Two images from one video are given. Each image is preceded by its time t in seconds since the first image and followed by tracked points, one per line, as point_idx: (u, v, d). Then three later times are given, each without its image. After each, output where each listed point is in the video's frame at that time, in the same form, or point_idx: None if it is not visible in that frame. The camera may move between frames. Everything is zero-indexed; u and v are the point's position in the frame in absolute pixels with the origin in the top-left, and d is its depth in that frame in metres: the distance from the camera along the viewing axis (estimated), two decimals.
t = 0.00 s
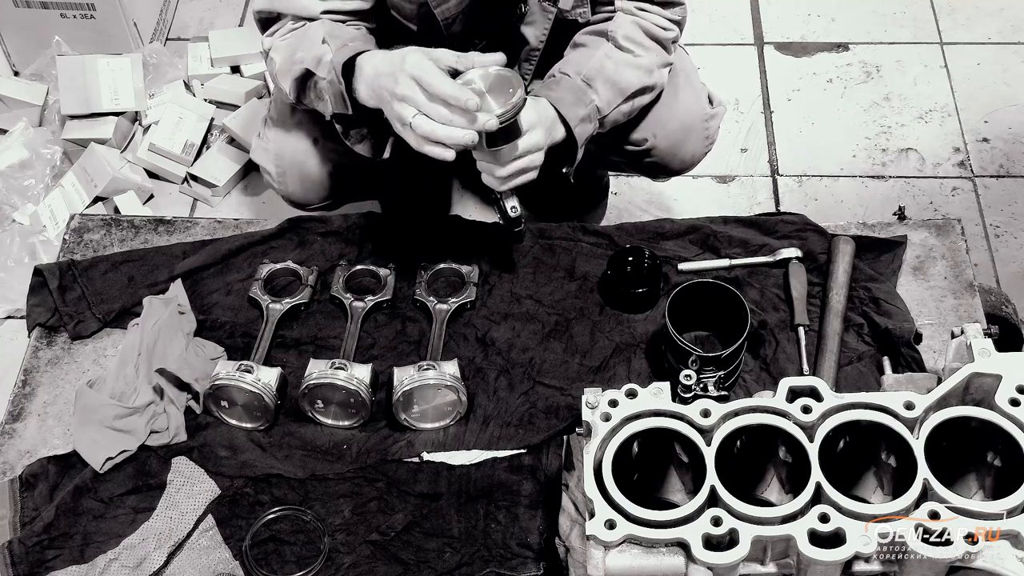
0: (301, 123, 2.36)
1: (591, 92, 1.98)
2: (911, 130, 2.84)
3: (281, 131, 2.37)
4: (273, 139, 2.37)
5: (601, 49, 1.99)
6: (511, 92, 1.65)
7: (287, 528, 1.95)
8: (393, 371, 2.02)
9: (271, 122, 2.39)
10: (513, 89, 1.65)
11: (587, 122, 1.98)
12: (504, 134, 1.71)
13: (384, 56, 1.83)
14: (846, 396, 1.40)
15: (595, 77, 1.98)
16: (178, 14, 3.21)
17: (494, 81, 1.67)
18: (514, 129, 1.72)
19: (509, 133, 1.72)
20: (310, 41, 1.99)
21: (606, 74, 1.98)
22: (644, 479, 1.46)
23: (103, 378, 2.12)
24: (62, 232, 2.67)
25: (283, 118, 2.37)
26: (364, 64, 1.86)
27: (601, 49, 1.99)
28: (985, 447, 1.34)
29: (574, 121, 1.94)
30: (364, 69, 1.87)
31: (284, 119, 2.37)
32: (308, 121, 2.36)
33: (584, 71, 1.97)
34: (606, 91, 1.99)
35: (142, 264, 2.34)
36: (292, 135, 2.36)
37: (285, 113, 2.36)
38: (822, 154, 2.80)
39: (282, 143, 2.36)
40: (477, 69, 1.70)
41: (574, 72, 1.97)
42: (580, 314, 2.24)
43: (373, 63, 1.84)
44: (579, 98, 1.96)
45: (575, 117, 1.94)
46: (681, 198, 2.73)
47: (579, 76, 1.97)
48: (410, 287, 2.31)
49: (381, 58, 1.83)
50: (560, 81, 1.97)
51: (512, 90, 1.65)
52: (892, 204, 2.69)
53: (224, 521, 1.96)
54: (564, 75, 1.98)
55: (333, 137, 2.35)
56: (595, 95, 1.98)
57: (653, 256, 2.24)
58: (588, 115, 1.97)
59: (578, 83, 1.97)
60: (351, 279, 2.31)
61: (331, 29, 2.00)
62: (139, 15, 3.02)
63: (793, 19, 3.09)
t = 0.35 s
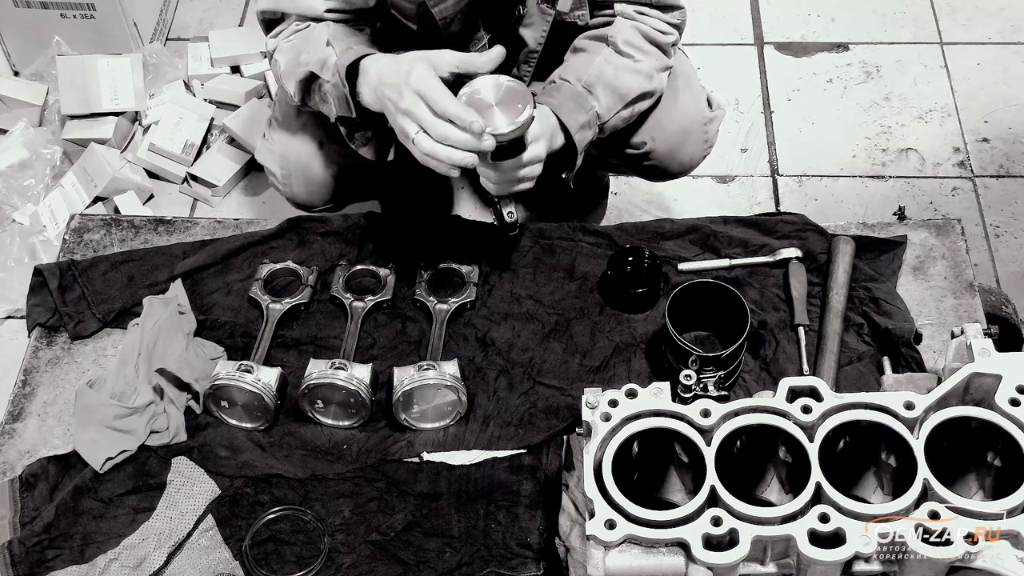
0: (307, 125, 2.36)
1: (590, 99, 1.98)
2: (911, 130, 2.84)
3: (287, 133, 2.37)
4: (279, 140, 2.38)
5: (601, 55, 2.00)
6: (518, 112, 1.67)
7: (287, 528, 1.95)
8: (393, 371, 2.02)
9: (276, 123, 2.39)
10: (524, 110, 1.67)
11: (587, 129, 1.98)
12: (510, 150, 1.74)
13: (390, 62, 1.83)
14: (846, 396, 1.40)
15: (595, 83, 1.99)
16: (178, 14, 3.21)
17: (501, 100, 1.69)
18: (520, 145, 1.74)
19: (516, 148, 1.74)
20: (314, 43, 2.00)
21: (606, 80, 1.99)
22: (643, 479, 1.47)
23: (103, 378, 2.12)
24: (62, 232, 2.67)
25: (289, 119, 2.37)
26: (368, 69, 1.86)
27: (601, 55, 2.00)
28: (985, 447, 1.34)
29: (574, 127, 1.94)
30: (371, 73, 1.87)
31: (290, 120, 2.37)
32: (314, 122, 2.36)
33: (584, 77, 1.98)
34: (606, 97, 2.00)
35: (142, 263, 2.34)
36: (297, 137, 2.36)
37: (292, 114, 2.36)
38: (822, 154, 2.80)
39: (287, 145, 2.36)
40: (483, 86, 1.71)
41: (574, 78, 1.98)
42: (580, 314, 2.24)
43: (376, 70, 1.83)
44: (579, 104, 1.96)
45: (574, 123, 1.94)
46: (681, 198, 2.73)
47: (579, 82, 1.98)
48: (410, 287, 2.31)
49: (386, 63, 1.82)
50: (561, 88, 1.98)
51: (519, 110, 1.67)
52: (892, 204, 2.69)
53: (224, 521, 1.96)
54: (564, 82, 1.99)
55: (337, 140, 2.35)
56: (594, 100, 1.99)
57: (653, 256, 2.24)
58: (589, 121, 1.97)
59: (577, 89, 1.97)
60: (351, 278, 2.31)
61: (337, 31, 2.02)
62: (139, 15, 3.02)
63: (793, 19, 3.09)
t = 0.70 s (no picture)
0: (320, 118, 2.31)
1: (594, 123, 1.98)
2: (911, 131, 2.84)
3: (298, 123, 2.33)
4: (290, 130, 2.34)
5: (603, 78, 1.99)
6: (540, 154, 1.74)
7: (287, 528, 1.95)
8: (393, 371, 2.02)
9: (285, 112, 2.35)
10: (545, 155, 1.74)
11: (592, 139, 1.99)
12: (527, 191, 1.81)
13: (416, 17, 1.79)
14: (846, 396, 1.40)
15: (599, 107, 1.98)
16: (178, 14, 3.20)
17: (525, 141, 1.75)
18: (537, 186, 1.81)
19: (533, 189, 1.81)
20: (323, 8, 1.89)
21: (609, 104, 1.99)
22: (643, 479, 1.47)
23: (103, 378, 2.12)
24: (62, 232, 2.67)
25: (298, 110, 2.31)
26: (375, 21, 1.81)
27: (603, 78, 1.99)
28: (985, 447, 1.35)
29: (576, 152, 1.94)
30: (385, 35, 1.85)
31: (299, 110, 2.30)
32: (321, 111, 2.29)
33: (588, 100, 1.97)
34: (608, 121, 2.00)
35: (142, 263, 2.34)
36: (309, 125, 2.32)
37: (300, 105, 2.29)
38: (822, 154, 2.80)
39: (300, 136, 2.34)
40: (510, 124, 1.77)
41: (577, 102, 1.97)
42: (580, 314, 2.24)
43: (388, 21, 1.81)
44: (582, 129, 1.96)
45: (577, 149, 1.94)
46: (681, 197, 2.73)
47: (583, 106, 1.97)
48: (410, 287, 2.31)
49: None
50: (564, 111, 1.96)
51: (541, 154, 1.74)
52: (892, 204, 2.69)
53: (224, 521, 1.96)
54: (566, 105, 1.97)
55: (346, 136, 2.33)
56: (596, 125, 1.98)
57: (653, 256, 2.24)
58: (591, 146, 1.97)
59: (581, 113, 1.96)
60: (351, 279, 2.31)
61: None
62: (139, 15, 3.02)
63: (793, 19, 3.09)
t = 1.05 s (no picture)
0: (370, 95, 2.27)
1: (622, 120, 1.97)
2: (911, 131, 2.84)
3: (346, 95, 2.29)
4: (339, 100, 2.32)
5: (635, 78, 1.99)
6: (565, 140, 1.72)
7: (287, 528, 1.95)
8: (393, 371, 2.02)
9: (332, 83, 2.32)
10: (568, 137, 1.72)
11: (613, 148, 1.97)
12: (549, 175, 1.80)
13: None
14: (846, 396, 1.40)
15: (629, 106, 1.98)
16: (178, 14, 3.20)
17: (551, 125, 1.74)
18: (559, 172, 1.80)
19: (556, 174, 1.81)
20: None
21: (639, 105, 1.98)
22: (644, 479, 1.47)
23: (103, 378, 2.12)
24: (62, 232, 2.67)
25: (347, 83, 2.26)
26: None
27: (635, 78, 1.99)
28: (985, 447, 1.35)
29: (604, 147, 1.92)
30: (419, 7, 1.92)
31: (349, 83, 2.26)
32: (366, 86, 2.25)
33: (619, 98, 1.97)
34: (635, 121, 1.99)
35: (142, 263, 2.34)
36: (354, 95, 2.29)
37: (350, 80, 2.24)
38: (822, 154, 2.81)
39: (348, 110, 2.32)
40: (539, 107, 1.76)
41: (609, 99, 1.97)
42: (580, 314, 2.24)
43: None
44: (610, 125, 1.94)
45: (604, 144, 1.92)
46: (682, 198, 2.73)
47: (613, 103, 1.97)
48: (410, 287, 2.31)
49: None
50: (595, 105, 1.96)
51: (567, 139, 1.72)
52: (892, 204, 2.69)
53: (224, 521, 1.96)
54: (602, 100, 1.97)
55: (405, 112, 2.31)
56: (624, 123, 1.98)
57: (653, 256, 2.24)
58: (616, 143, 1.96)
59: (611, 110, 1.96)
60: (351, 278, 2.31)
61: None
62: (139, 15, 3.02)
63: (793, 19, 3.09)
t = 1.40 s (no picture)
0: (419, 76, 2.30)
1: (630, 124, 1.97)
2: (911, 131, 2.84)
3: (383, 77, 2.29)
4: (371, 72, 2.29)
5: (645, 83, 2.00)
6: (576, 157, 1.75)
7: (287, 528, 1.95)
8: (393, 371, 2.02)
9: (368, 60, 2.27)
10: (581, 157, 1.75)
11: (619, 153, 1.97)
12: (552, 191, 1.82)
13: None
14: (846, 396, 1.40)
15: (638, 110, 1.97)
16: (178, 14, 3.20)
17: (563, 140, 1.77)
18: (562, 189, 1.81)
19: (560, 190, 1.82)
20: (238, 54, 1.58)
21: (649, 110, 1.98)
22: (644, 479, 1.47)
23: (103, 378, 2.12)
24: (62, 233, 2.68)
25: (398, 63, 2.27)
26: None
27: (645, 83, 2.00)
28: (985, 447, 1.34)
29: (612, 150, 1.92)
30: None
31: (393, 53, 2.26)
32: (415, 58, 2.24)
33: (628, 101, 1.96)
34: (644, 126, 1.99)
35: (142, 264, 2.34)
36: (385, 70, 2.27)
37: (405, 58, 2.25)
38: (822, 154, 2.81)
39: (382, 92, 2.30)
40: (555, 119, 1.80)
41: (618, 100, 1.96)
42: (580, 314, 2.24)
43: None
44: (619, 128, 1.94)
45: (614, 147, 1.92)
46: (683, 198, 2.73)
47: (623, 106, 1.96)
48: (410, 287, 2.31)
49: None
50: (604, 107, 1.95)
51: (579, 155, 1.75)
52: (893, 204, 2.69)
53: (224, 521, 1.96)
54: (608, 101, 1.96)
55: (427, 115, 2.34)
56: (633, 126, 1.97)
57: (653, 256, 2.24)
58: (624, 146, 1.96)
59: (620, 112, 1.95)
60: (351, 278, 2.31)
61: None
62: (139, 15, 3.02)
63: (793, 19, 3.09)
